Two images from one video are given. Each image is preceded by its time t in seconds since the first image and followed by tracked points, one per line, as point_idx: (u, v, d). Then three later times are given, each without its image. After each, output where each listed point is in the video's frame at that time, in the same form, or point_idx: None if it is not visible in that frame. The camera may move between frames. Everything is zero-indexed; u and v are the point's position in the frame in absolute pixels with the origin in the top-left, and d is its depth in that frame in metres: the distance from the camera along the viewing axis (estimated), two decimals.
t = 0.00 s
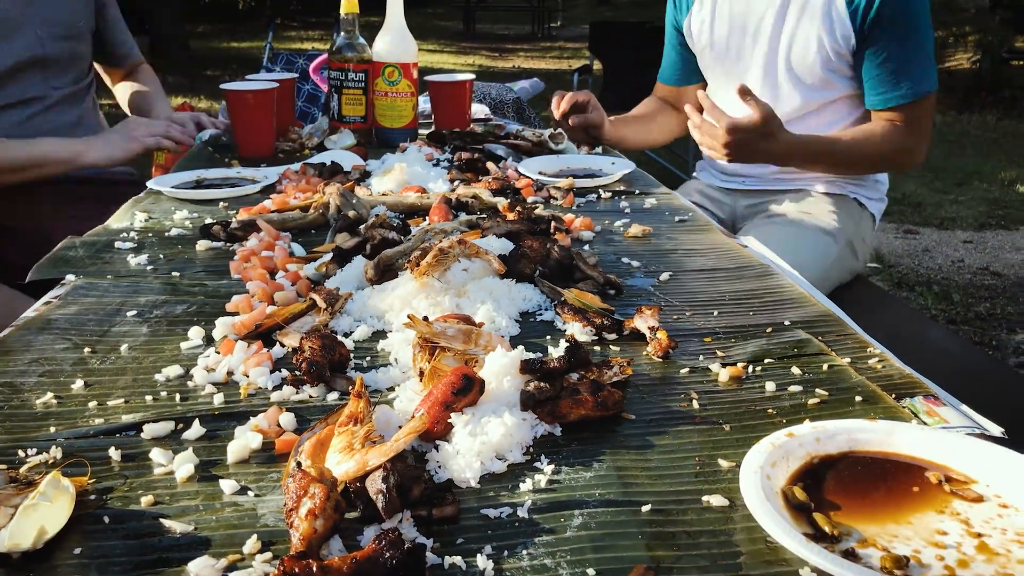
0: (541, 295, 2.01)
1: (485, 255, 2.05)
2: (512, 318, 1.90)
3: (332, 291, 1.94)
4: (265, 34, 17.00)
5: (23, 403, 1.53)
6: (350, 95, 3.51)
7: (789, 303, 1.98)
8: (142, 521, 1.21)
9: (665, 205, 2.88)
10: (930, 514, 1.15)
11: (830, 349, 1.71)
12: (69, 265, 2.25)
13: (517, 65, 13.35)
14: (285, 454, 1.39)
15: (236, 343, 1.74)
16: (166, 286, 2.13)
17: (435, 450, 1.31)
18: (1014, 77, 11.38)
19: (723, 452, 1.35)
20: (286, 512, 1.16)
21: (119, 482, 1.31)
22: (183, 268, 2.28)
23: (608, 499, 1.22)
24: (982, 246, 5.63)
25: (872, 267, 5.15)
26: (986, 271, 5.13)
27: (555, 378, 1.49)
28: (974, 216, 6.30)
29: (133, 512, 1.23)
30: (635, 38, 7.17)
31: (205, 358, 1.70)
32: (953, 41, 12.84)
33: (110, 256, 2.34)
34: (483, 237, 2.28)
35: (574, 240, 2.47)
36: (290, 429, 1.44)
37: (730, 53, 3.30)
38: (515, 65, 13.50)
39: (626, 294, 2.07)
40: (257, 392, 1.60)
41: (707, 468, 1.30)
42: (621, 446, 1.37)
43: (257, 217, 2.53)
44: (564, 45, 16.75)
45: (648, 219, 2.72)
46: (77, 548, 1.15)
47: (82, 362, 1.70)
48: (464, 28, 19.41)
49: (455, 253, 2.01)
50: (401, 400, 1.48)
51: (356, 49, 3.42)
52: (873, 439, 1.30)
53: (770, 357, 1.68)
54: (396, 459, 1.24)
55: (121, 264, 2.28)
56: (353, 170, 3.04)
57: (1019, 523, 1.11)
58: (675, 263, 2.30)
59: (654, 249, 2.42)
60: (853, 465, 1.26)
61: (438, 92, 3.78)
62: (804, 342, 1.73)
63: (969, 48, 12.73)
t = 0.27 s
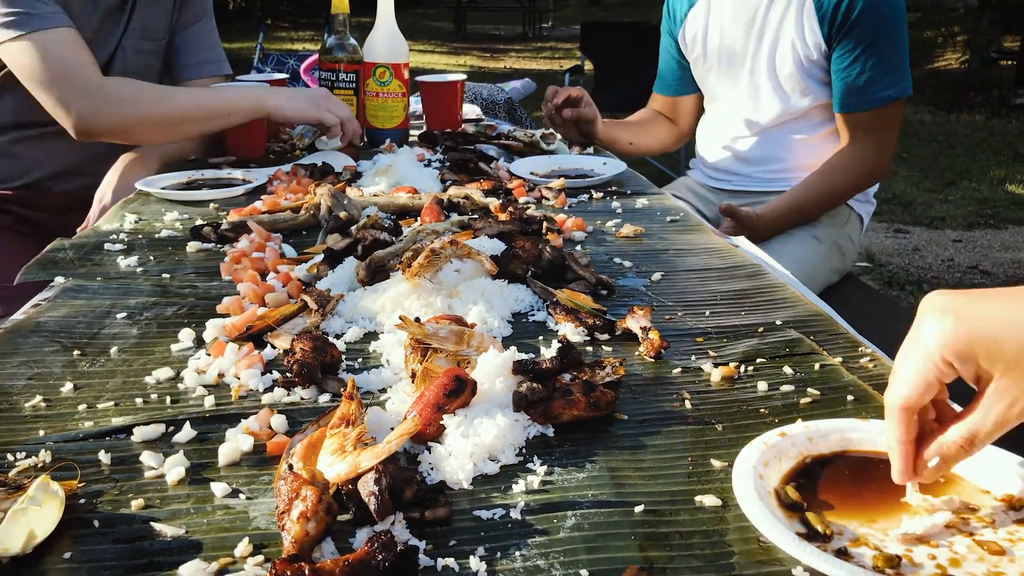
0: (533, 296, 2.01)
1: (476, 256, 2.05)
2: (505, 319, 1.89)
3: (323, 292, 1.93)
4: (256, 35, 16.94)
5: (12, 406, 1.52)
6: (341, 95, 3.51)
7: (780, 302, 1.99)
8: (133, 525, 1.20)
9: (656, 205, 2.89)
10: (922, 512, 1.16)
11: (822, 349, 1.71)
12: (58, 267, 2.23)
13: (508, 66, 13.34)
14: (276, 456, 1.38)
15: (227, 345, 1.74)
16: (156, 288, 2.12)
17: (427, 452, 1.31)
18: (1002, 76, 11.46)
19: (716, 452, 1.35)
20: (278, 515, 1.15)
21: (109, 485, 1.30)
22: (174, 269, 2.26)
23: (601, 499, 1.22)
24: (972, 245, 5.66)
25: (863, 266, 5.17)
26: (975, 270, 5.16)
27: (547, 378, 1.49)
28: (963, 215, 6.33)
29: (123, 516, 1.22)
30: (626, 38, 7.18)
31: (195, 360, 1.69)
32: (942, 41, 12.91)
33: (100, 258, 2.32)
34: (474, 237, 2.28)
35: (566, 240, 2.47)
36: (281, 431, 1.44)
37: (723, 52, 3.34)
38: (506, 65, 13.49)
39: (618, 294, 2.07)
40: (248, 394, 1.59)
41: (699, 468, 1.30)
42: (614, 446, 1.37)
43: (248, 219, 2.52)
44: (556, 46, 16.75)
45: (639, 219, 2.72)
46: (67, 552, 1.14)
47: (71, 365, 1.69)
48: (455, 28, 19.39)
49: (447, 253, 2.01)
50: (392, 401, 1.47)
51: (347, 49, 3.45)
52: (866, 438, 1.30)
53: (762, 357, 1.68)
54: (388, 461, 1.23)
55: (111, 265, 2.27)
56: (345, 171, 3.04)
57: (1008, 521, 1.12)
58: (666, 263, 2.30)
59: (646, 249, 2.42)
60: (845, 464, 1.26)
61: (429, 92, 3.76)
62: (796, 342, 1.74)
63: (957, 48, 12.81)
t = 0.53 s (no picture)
0: (527, 296, 2.01)
1: (470, 256, 2.05)
2: (499, 319, 1.89)
3: (317, 293, 1.93)
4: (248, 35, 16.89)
5: (3, 409, 1.51)
6: (334, 95, 3.50)
7: (774, 302, 1.99)
8: (125, 528, 1.19)
9: (650, 205, 2.89)
10: (914, 511, 1.16)
11: (815, 349, 1.71)
12: (50, 268, 2.22)
13: (502, 66, 13.34)
14: (270, 458, 1.37)
15: (220, 346, 1.73)
16: (149, 290, 2.11)
17: (421, 453, 1.30)
18: (993, 76, 11.51)
19: (710, 452, 1.35)
20: (271, 517, 1.15)
21: (102, 488, 1.29)
22: (167, 270, 2.26)
23: (596, 500, 1.22)
24: (964, 244, 5.68)
25: (856, 265, 5.18)
26: (967, 269, 5.18)
27: (541, 379, 1.49)
28: (955, 214, 6.36)
29: (115, 519, 1.21)
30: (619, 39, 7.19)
31: (189, 362, 1.69)
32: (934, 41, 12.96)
33: (92, 259, 2.31)
34: (468, 237, 2.27)
35: (560, 241, 2.47)
36: (274, 433, 1.43)
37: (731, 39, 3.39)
38: (500, 65, 13.48)
39: (612, 294, 2.07)
40: (242, 395, 1.59)
41: (694, 468, 1.30)
42: (609, 447, 1.37)
43: (241, 219, 2.51)
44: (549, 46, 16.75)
45: (633, 220, 2.72)
46: (59, 556, 1.13)
47: (63, 367, 1.68)
48: (448, 28, 19.37)
49: (441, 254, 2.00)
50: (386, 403, 1.47)
51: (340, 49, 3.44)
52: (858, 438, 1.30)
53: (756, 356, 1.68)
54: (382, 462, 1.23)
55: (103, 267, 2.26)
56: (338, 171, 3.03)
57: (1001, 519, 1.12)
58: (660, 263, 2.30)
59: (639, 249, 2.42)
60: (838, 463, 1.26)
61: (423, 93, 3.76)
62: (790, 341, 1.74)
63: (949, 48, 12.86)
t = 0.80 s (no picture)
0: (519, 296, 2.01)
1: (462, 256, 2.04)
2: (490, 319, 1.89)
3: (307, 294, 1.92)
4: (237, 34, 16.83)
5: None
6: (324, 95, 3.48)
7: (765, 301, 1.99)
8: (115, 531, 1.18)
9: (641, 204, 2.89)
10: (904, 508, 1.17)
11: (806, 347, 1.72)
12: (38, 270, 2.20)
13: (493, 65, 13.33)
14: (261, 460, 1.37)
15: (210, 348, 1.72)
16: (138, 291, 2.09)
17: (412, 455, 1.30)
18: (981, 74, 11.58)
19: (702, 451, 1.35)
20: (262, 520, 1.14)
21: (91, 492, 1.28)
22: (156, 272, 2.24)
23: (588, 500, 1.22)
24: (953, 241, 5.71)
25: (846, 263, 5.20)
26: (957, 266, 5.20)
27: (533, 379, 1.49)
28: (944, 212, 6.39)
29: (105, 522, 1.20)
30: (610, 38, 7.20)
31: (179, 364, 1.68)
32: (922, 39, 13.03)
33: (81, 260, 2.30)
34: (459, 237, 2.27)
35: (551, 240, 2.46)
36: (266, 434, 1.42)
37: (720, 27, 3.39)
38: (490, 65, 13.48)
39: (604, 294, 2.07)
40: (232, 397, 1.58)
41: (686, 467, 1.30)
42: (601, 446, 1.37)
43: (231, 220, 2.50)
44: (540, 45, 16.75)
45: (624, 219, 2.72)
46: (48, 560, 1.12)
47: (52, 369, 1.66)
48: (439, 27, 19.35)
49: (432, 254, 2.00)
50: (378, 403, 1.46)
51: (330, 49, 3.40)
52: (849, 436, 1.31)
53: (747, 355, 1.69)
54: (374, 463, 1.22)
55: (92, 268, 2.24)
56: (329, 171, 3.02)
57: (992, 516, 1.13)
58: (651, 262, 2.30)
59: (630, 248, 2.42)
60: (830, 461, 1.27)
61: (413, 92, 3.75)
62: (781, 340, 1.74)
63: (937, 47, 12.93)
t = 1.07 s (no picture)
0: (513, 296, 2.01)
1: (456, 257, 2.04)
2: (484, 319, 1.89)
3: (301, 295, 1.91)
4: (229, 34, 16.78)
5: None
6: (317, 96, 3.48)
7: (758, 301, 2.00)
8: (108, 534, 1.18)
9: (634, 204, 2.89)
10: (898, 506, 1.17)
11: (800, 346, 1.72)
12: (29, 271, 2.19)
13: (486, 65, 13.32)
14: (254, 462, 1.36)
15: (203, 349, 1.72)
16: (131, 292, 2.09)
17: (406, 456, 1.30)
18: (972, 74, 11.63)
19: (696, 451, 1.35)
20: (256, 522, 1.14)
21: (83, 494, 1.27)
22: (149, 273, 2.23)
23: (583, 500, 1.22)
24: (945, 240, 5.74)
25: (840, 262, 5.22)
26: (949, 265, 5.22)
27: (527, 379, 1.49)
28: (936, 211, 6.41)
29: (97, 525, 1.20)
30: (603, 38, 7.21)
31: (172, 365, 1.67)
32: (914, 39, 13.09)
33: (72, 262, 2.28)
34: (453, 238, 2.27)
35: (545, 240, 2.46)
36: (259, 436, 1.42)
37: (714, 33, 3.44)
38: (483, 65, 13.48)
39: (598, 294, 2.07)
40: (225, 399, 1.57)
41: (680, 467, 1.31)
42: (595, 446, 1.37)
43: (224, 221, 2.49)
44: (534, 45, 16.76)
45: (618, 219, 2.72)
46: (40, 563, 1.12)
47: (43, 371, 1.66)
48: (432, 27, 19.33)
49: (426, 254, 2.00)
50: (372, 404, 1.46)
51: (323, 50, 3.41)
52: (845, 435, 1.31)
53: (742, 354, 1.69)
54: (368, 465, 1.22)
55: (84, 269, 2.23)
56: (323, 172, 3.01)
57: (985, 515, 1.13)
58: (645, 262, 2.31)
59: (624, 248, 2.42)
60: (824, 461, 1.27)
61: (406, 92, 3.74)
62: (775, 339, 1.74)
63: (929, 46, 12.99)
